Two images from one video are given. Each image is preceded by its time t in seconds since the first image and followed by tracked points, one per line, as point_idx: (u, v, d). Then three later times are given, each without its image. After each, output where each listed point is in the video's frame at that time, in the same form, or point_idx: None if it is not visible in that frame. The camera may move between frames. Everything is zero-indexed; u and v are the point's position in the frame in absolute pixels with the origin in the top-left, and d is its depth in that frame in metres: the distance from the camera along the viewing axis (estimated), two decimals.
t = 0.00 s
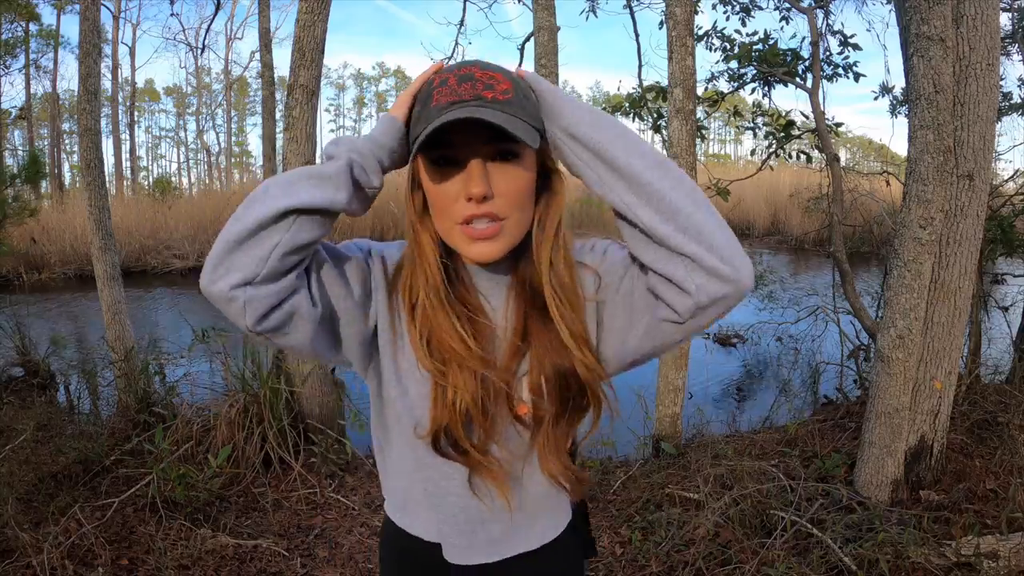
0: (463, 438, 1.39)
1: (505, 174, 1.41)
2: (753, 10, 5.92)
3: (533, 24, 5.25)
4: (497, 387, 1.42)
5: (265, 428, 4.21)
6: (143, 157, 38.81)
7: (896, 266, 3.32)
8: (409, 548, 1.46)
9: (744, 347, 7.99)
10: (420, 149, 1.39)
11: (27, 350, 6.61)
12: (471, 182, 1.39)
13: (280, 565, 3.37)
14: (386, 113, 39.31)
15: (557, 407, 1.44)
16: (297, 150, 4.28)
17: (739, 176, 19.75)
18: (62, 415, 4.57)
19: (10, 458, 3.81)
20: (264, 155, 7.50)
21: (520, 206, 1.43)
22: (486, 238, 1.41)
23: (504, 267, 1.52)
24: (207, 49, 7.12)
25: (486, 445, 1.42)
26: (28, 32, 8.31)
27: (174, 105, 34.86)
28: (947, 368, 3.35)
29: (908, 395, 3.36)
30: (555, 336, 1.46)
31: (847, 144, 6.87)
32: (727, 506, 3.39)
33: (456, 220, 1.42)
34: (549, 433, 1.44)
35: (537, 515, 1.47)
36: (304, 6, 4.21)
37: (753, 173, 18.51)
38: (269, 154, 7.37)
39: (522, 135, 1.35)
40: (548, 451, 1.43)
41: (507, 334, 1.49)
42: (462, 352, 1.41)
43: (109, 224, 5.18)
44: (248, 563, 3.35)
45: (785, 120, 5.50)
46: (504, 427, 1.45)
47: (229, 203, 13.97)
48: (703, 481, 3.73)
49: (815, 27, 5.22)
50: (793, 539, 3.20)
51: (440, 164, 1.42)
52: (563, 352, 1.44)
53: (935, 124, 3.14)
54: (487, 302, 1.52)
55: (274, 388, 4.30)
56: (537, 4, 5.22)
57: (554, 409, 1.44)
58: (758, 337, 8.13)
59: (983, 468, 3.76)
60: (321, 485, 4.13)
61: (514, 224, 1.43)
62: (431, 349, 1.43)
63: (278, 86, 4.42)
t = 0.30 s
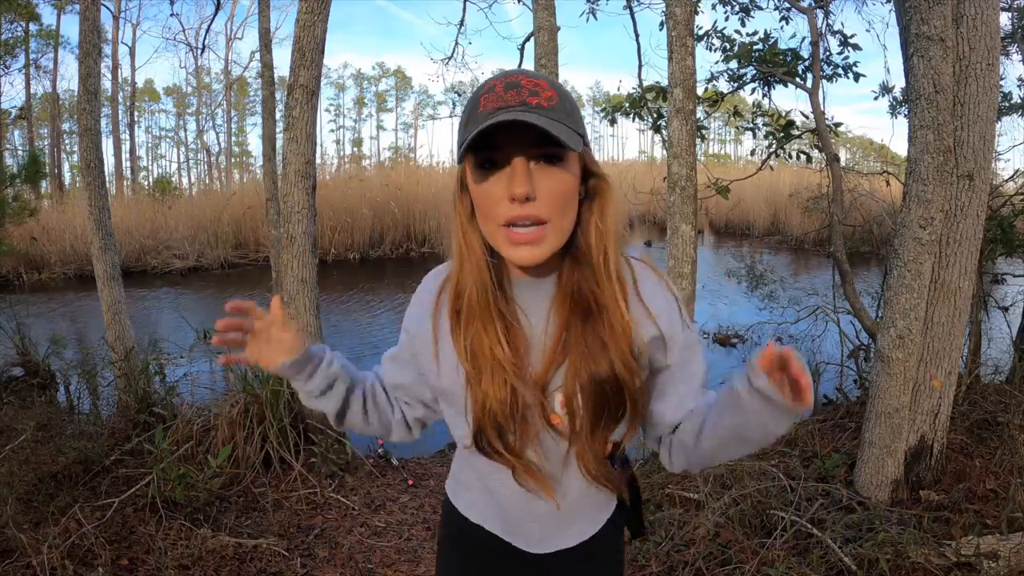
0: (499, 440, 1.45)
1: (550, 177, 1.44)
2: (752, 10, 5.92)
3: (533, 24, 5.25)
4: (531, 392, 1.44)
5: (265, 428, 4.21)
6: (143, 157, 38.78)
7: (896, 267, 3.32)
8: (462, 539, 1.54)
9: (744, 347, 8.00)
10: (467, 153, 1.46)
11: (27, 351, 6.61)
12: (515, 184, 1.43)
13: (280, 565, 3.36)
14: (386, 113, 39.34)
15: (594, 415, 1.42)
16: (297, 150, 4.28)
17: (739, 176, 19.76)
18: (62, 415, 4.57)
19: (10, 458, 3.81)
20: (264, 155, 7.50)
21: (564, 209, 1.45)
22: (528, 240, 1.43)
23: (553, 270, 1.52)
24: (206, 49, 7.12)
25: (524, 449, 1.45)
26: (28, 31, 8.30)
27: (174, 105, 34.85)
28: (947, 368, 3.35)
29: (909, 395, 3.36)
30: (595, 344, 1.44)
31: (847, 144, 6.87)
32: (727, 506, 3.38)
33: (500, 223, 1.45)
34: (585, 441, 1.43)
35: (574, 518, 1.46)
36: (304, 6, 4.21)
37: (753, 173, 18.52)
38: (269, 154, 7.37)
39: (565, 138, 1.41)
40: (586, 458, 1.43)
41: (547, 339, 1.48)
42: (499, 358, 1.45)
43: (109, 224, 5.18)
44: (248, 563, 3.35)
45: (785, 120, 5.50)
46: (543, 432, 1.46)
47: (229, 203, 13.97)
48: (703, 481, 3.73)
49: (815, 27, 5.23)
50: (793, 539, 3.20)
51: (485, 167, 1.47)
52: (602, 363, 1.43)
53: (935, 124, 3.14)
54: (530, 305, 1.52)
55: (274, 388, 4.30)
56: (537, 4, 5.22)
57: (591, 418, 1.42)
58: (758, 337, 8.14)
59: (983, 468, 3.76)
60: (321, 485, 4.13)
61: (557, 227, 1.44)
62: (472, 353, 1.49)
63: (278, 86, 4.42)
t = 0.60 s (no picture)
0: (476, 431, 1.46)
1: (528, 185, 1.39)
2: (752, 10, 5.93)
3: (533, 24, 5.25)
4: (505, 388, 1.42)
5: (265, 428, 4.21)
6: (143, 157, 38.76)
7: (896, 266, 3.32)
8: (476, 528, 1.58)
9: (744, 346, 8.00)
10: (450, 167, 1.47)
11: (27, 351, 6.60)
12: (489, 192, 1.41)
13: (280, 565, 3.36)
14: (386, 113, 39.36)
15: (563, 421, 1.37)
16: (297, 150, 4.27)
17: (739, 176, 19.76)
18: (62, 415, 4.57)
19: (10, 458, 3.81)
20: (264, 155, 7.50)
21: (536, 218, 1.40)
22: (502, 245, 1.41)
23: (548, 271, 1.48)
24: (206, 49, 7.11)
25: (500, 445, 1.45)
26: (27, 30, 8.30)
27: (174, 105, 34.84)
28: (947, 368, 3.36)
29: (909, 395, 3.36)
30: (570, 349, 1.37)
31: (847, 144, 6.87)
32: (727, 506, 3.38)
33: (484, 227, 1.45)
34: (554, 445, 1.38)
35: (547, 521, 1.44)
36: (304, 6, 4.21)
37: (753, 173, 18.52)
38: (268, 154, 7.36)
39: (511, 150, 1.32)
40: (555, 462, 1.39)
41: (529, 339, 1.44)
42: (481, 353, 1.46)
43: (109, 224, 5.18)
44: (248, 563, 3.34)
45: (785, 120, 5.50)
46: (518, 429, 1.43)
47: (229, 203, 13.96)
48: (703, 481, 3.73)
49: (815, 27, 5.23)
50: (793, 539, 3.20)
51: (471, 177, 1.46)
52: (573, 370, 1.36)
53: (935, 124, 3.13)
54: (521, 307, 1.48)
55: (274, 388, 4.30)
56: (537, 4, 5.22)
57: (561, 425, 1.37)
58: (757, 337, 8.14)
59: (983, 469, 3.76)
60: (321, 485, 4.13)
61: (530, 233, 1.40)
62: (462, 346, 1.50)
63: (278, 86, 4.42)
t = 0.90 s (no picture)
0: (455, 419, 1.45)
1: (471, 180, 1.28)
2: (752, 10, 5.93)
3: (533, 24, 5.25)
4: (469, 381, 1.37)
5: (266, 428, 4.21)
6: (143, 157, 38.84)
7: (896, 266, 3.31)
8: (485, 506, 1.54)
9: (744, 347, 8.01)
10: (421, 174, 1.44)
11: (27, 351, 6.60)
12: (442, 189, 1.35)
13: (280, 565, 3.36)
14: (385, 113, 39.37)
15: (513, 427, 1.27)
16: (296, 150, 4.27)
17: (738, 176, 19.77)
18: (61, 415, 4.57)
19: (10, 458, 3.81)
20: (264, 155, 7.49)
21: (480, 217, 1.29)
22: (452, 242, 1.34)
23: (527, 263, 1.36)
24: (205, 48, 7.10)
25: (469, 435, 1.42)
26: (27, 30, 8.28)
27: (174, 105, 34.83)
28: (947, 368, 3.37)
29: (909, 395, 3.36)
30: (519, 349, 1.28)
31: (847, 144, 6.87)
32: (727, 506, 3.38)
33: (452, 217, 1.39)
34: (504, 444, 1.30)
35: (515, 511, 1.39)
36: (304, 6, 4.21)
37: (754, 173, 18.52)
38: (268, 154, 7.36)
39: (428, 152, 1.27)
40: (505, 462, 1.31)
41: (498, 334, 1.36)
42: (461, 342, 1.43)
43: (109, 224, 5.18)
44: (248, 563, 3.34)
45: (785, 120, 5.50)
46: (484, 421, 1.39)
47: (229, 203, 13.96)
48: (703, 481, 3.73)
49: (815, 27, 5.23)
50: (793, 539, 3.20)
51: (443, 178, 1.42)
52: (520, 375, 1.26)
53: (935, 124, 3.13)
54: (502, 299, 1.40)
55: (274, 388, 4.30)
56: (537, 4, 5.22)
57: (507, 428, 1.28)
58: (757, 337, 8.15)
59: (983, 469, 3.76)
60: (321, 485, 4.13)
61: (472, 232, 1.30)
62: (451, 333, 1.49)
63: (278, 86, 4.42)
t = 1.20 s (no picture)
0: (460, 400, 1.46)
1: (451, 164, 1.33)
2: (752, 10, 5.92)
3: (533, 24, 5.25)
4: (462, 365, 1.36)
5: (265, 428, 4.21)
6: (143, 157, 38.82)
7: (896, 266, 3.31)
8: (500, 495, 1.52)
9: (744, 346, 8.01)
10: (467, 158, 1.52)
11: (27, 351, 6.60)
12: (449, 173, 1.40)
13: (280, 565, 3.36)
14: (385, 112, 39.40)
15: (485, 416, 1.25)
16: (296, 150, 4.27)
17: (739, 176, 19.77)
18: (62, 415, 4.57)
19: (10, 458, 3.81)
20: (264, 154, 7.49)
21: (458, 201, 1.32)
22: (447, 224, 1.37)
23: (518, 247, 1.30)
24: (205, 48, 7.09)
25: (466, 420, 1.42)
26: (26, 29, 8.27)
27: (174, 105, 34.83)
28: (947, 368, 3.37)
29: (909, 395, 3.36)
30: (486, 338, 1.24)
31: (847, 144, 6.87)
32: (727, 506, 3.38)
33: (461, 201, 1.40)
34: (472, 425, 1.32)
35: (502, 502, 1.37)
36: (304, 6, 4.21)
37: (754, 173, 18.52)
38: (268, 154, 7.36)
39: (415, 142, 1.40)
40: (474, 440, 1.33)
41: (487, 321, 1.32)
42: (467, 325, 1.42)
43: (110, 224, 5.18)
44: (248, 563, 3.34)
45: (785, 119, 5.50)
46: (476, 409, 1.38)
47: (229, 203, 13.97)
48: (703, 481, 3.72)
49: (815, 27, 5.23)
50: (793, 539, 3.20)
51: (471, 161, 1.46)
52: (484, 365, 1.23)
53: (935, 124, 3.13)
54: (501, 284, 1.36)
55: (273, 388, 4.30)
56: (537, 4, 5.22)
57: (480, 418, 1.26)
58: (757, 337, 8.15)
59: (983, 469, 3.76)
60: (321, 485, 4.13)
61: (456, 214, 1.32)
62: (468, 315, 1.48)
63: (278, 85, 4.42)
